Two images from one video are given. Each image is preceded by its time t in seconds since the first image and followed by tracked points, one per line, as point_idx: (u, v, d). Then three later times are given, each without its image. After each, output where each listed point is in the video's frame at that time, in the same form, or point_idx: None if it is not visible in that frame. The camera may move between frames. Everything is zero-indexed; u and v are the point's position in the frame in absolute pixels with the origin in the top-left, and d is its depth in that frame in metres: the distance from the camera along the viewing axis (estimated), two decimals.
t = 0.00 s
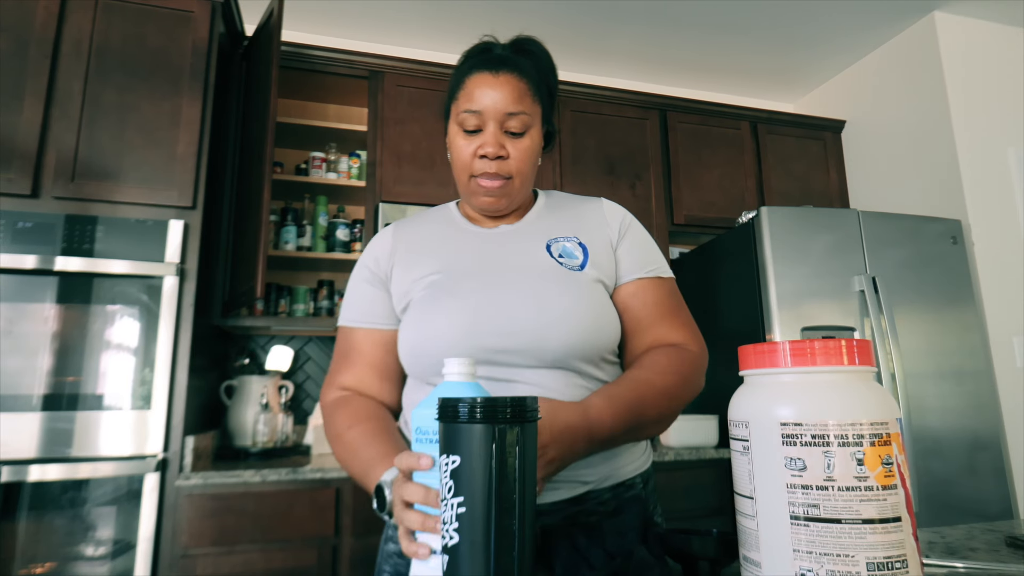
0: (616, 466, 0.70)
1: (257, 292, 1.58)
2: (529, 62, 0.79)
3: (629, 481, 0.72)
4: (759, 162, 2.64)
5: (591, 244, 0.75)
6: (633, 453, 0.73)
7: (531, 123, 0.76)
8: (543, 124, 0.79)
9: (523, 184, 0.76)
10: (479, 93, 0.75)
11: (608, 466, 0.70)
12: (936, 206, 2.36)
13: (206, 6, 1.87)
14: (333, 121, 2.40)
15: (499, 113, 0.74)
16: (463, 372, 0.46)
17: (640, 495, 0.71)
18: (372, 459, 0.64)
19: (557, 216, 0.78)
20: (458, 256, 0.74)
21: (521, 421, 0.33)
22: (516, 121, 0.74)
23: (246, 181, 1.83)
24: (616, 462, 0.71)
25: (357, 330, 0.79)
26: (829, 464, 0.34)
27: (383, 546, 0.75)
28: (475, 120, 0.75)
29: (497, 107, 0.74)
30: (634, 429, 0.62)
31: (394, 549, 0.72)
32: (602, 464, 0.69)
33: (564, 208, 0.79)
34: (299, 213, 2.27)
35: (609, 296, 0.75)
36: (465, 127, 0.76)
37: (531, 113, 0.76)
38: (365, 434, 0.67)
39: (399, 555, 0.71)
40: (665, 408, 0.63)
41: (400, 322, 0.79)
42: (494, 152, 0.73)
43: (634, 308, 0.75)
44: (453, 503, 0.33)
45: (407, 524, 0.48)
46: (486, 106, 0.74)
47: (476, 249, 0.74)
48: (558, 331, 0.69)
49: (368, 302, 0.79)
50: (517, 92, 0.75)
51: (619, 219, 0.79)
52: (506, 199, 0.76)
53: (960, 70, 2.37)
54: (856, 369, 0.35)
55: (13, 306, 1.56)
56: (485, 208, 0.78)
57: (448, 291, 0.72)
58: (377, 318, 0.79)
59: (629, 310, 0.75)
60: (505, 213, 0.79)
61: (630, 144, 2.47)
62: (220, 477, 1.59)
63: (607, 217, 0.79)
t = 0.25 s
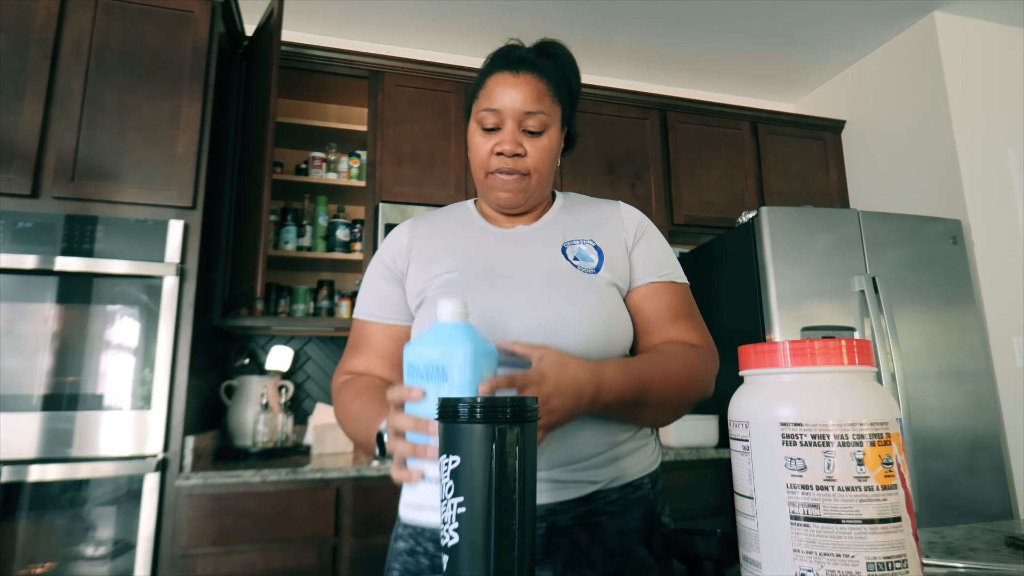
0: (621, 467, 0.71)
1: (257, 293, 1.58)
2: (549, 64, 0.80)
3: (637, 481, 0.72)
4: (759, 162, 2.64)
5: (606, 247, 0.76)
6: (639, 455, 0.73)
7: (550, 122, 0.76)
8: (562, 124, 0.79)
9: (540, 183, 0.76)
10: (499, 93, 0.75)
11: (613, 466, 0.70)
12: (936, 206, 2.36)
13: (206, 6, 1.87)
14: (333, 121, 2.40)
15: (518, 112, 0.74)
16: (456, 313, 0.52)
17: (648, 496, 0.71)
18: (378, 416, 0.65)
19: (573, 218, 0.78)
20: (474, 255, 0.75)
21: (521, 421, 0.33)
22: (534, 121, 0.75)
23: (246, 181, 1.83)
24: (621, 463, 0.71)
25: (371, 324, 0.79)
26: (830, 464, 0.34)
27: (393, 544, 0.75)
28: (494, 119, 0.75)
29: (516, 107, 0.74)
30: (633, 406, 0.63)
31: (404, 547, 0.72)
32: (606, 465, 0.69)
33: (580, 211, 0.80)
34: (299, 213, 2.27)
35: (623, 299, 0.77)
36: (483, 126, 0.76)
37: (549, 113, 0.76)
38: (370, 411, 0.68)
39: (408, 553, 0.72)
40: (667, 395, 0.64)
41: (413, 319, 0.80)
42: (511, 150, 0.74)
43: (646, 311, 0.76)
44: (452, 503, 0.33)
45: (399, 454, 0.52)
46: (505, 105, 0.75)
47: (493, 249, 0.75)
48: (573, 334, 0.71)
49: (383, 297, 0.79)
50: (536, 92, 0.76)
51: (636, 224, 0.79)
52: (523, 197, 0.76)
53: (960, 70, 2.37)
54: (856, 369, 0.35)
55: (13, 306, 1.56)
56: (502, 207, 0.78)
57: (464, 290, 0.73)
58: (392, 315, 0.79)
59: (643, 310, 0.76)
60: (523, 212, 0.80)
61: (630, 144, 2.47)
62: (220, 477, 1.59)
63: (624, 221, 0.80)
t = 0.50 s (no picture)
0: (624, 468, 0.71)
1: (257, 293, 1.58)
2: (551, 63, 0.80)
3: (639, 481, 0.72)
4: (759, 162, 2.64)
5: (611, 249, 0.77)
6: (641, 455, 0.73)
7: (552, 119, 0.76)
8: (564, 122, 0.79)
9: (542, 180, 0.76)
10: (501, 90, 0.75)
11: (616, 466, 0.70)
12: (936, 206, 2.36)
13: (206, 6, 1.87)
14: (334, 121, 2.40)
15: (520, 109, 0.74)
16: (467, 242, 0.55)
17: (650, 496, 0.71)
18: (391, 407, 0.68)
19: (578, 219, 0.79)
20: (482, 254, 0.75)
21: (521, 421, 0.33)
22: (536, 117, 0.74)
23: (246, 181, 1.83)
24: (625, 463, 0.71)
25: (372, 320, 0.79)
26: (830, 464, 0.34)
27: (394, 545, 0.75)
28: (496, 116, 0.75)
29: (517, 105, 0.74)
30: (632, 381, 0.65)
31: (405, 547, 0.72)
32: (609, 465, 0.70)
33: (585, 212, 0.80)
34: (299, 213, 2.27)
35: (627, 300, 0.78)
36: (485, 123, 0.76)
37: (551, 110, 0.76)
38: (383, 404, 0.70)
39: (409, 554, 0.72)
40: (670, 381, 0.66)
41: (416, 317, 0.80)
42: (512, 146, 0.73)
43: (650, 312, 0.77)
44: (452, 503, 0.33)
45: (399, 359, 0.55)
46: (507, 103, 0.75)
47: (500, 250, 0.75)
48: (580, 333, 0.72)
49: (386, 295, 0.79)
50: (538, 89, 0.75)
51: (641, 227, 0.80)
52: (525, 194, 0.76)
53: (960, 70, 2.37)
54: (856, 369, 0.35)
55: (13, 306, 1.56)
56: (504, 204, 0.78)
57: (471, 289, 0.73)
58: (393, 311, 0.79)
59: (647, 309, 0.77)
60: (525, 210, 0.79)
61: (630, 144, 2.47)
62: (220, 477, 1.59)
63: (630, 224, 0.81)
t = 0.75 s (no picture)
0: (625, 467, 0.71)
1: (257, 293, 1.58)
2: (548, 62, 0.80)
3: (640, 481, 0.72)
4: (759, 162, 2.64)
5: (611, 248, 0.77)
6: (641, 454, 0.74)
7: (550, 118, 0.76)
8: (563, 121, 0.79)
9: (541, 178, 0.76)
10: (499, 91, 0.75)
11: (617, 465, 0.70)
12: (936, 206, 2.36)
13: (206, 6, 1.87)
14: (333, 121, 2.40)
15: (518, 109, 0.74)
16: (472, 242, 0.54)
17: (651, 495, 0.72)
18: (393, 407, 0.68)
19: (577, 219, 0.79)
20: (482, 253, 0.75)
21: (521, 421, 0.33)
22: (535, 116, 0.74)
23: (246, 181, 1.83)
24: (625, 462, 0.71)
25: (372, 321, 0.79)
26: (830, 464, 0.34)
27: (393, 546, 0.75)
28: (494, 116, 0.75)
29: (516, 105, 0.74)
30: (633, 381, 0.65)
31: (405, 549, 0.72)
32: (611, 464, 0.70)
33: (584, 212, 0.80)
34: (299, 213, 2.27)
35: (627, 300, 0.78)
36: (484, 124, 0.76)
37: (549, 109, 0.76)
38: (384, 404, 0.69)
39: (409, 556, 0.72)
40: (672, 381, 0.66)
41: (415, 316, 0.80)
42: (512, 146, 0.73)
43: (650, 313, 0.77)
44: (452, 503, 0.33)
45: (407, 359, 0.54)
46: (505, 103, 0.74)
47: (500, 249, 0.75)
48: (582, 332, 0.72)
49: (385, 295, 0.79)
50: (535, 89, 0.75)
51: (640, 227, 0.81)
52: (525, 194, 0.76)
53: (960, 69, 2.37)
54: (856, 369, 0.35)
55: (13, 306, 1.56)
56: (505, 203, 0.78)
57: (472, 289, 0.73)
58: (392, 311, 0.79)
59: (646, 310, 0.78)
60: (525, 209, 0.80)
61: (630, 144, 2.47)
62: (220, 477, 1.59)
63: (629, 224, 0.81)
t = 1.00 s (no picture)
0: (629, 467, 0.71)
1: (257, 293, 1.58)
2: (555, 64, 0.80)
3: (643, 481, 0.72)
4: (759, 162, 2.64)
5: (612, 250, 0.77)
6: (644, 454, 0.74)
7: (556, 118, 0.76)
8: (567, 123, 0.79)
9: (546, 177, 0.76)
10: (506, 88, 0.76)
11: (620, 466, 0.70)
12: (936, 206, 2.36)
13: (206, 6, 1.87)
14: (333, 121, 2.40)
15: (525, 107, 0.75)
16: (463, 239, 0.55)
17: (653, 495, 0.72)
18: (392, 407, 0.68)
19: (578, 220, 0.79)
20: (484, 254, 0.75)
21: (521, 421, 0.33)
22: (541, 115, 0.75)
23: (246, 181, 1.83)
24: (627, 463, 0.71)
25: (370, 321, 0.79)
26: (830, 464, 0.34)
27: (391, 549, 0.75)
28: (501, 113, 0.75)
29: (523, 102, 0.75)
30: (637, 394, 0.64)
31: (405, 551, 0.73)
32: (614, 464, 0.70)
33: (584, 214, 0.80)
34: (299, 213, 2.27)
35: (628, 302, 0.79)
36: (489, 121, 0.76)
37: (556, 109, 0.76)
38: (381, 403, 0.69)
39: (409, 559, 0.72)
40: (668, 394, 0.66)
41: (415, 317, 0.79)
42: (519, 143, 0.73)
43: (650, 314, 0.78)
44: (452, 503, 0.33)
45: (406, 365, 0.54)
46: (512, 100, 0.75)
47: (502, 250, 0.75)
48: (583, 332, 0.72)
49: (384, 295, 0.79)
50: (542, 88, 0.76)
51: (641, 229, 0.81)
52: (530, 192, 0.76)
53: (960, 69, 2.37)
54: (856, 369, 0.35)
55: (13, 306, 1.56)
56: (507, 201, 0.78)
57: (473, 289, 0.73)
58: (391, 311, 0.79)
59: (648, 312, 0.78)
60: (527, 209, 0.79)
61: (630, 143, 2.47)
62: (220, 477, 1.59)
63: (629, 226, 0.81)
